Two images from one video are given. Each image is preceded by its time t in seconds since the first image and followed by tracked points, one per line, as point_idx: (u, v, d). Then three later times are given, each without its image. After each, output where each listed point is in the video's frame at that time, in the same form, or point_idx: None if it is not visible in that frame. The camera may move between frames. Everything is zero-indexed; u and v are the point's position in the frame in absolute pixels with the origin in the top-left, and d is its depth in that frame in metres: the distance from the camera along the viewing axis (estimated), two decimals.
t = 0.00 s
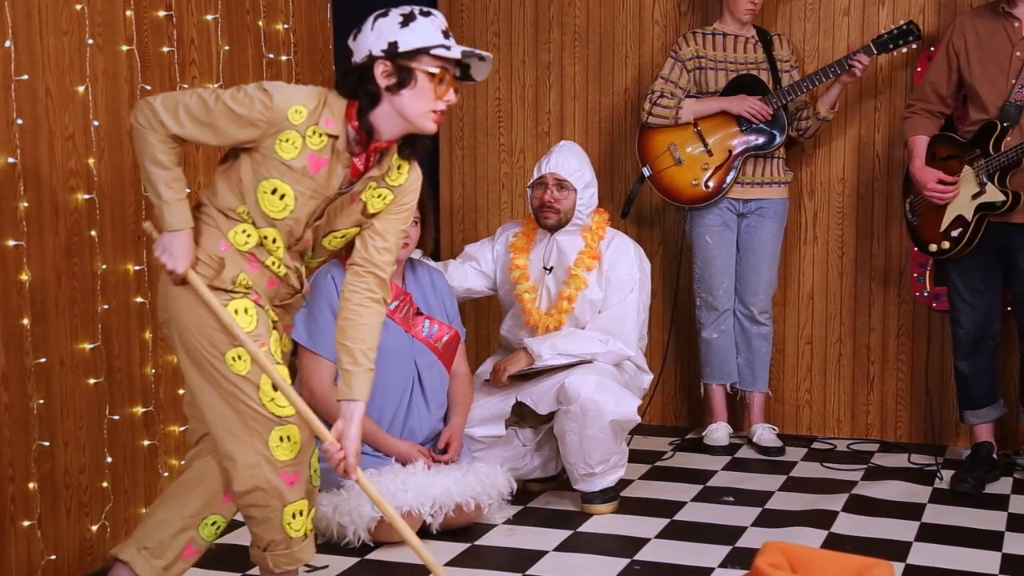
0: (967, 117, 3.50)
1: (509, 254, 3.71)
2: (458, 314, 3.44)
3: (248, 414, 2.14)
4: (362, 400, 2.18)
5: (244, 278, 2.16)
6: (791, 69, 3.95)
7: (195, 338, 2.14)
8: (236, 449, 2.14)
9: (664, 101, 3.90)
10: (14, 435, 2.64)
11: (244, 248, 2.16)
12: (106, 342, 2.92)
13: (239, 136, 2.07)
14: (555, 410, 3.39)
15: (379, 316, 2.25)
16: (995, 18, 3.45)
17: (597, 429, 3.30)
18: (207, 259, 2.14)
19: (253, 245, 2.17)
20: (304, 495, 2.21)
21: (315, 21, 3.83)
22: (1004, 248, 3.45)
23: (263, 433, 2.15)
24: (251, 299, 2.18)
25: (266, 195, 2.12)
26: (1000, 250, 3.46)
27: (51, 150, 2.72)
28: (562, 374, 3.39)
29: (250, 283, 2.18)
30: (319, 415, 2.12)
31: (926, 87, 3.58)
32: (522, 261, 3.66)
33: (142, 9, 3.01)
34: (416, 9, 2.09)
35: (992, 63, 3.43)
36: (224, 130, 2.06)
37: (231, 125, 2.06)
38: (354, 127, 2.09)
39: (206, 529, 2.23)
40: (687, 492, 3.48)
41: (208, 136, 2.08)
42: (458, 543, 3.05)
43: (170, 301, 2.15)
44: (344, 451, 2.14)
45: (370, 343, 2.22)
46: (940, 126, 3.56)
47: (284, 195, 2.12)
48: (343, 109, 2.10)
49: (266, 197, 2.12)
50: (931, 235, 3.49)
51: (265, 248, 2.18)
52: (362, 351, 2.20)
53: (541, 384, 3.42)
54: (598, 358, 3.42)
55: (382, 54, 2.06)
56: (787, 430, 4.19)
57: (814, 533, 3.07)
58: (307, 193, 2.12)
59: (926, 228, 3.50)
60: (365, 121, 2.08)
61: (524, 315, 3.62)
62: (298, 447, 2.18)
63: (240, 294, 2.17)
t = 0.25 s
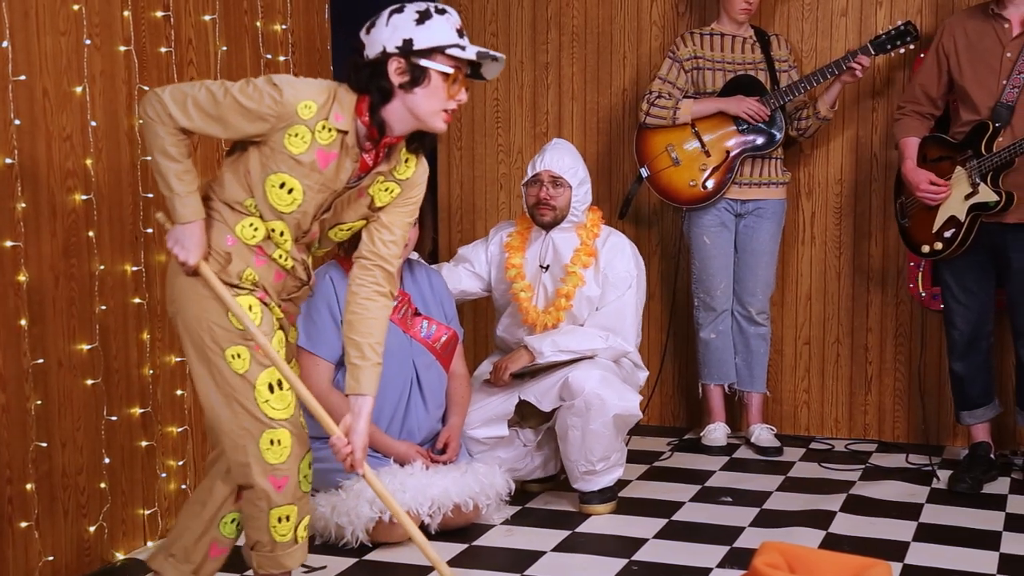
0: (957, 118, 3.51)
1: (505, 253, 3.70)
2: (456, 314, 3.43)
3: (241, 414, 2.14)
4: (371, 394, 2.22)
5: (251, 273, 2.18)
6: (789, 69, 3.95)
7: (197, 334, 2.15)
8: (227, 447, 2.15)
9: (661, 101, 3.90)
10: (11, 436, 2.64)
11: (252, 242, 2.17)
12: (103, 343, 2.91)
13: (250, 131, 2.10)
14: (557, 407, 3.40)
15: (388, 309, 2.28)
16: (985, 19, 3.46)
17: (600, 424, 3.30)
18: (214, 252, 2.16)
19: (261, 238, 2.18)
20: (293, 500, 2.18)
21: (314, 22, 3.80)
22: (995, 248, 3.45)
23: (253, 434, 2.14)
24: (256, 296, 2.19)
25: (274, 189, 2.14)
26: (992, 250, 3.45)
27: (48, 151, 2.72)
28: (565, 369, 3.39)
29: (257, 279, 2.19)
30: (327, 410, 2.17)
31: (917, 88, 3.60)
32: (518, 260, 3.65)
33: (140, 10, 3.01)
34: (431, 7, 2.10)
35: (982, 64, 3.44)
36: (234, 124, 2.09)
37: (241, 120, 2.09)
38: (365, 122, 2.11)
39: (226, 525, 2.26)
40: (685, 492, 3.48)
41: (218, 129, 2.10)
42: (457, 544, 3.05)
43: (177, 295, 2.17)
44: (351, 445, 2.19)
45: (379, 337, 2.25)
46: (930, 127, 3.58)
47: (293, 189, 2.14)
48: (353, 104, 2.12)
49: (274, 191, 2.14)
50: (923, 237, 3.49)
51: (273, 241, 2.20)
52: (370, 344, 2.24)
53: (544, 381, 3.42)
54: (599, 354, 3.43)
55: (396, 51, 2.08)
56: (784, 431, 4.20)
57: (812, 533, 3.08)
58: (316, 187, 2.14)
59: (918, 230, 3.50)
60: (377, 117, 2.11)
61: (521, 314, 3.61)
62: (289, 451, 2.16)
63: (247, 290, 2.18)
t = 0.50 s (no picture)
0: (946, 120, 3.51)
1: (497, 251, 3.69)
2: (452, 315, 3.43)
3: (229, 411, 2.14)
4: (373, 395, 2.17)
5: (247, 269, 2.16)
6: (786, 69, 3.95)
7: (194, 329, 2.16)
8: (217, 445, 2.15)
9: (658, 102, 3.90)
10: (7, 438, 2.63)
11: (250, 237, 2.17)
12: (99, 344, 2.91)
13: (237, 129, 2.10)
14: (562, 403, 3.40)
15: (391, 309, 2.22)
16: (973, 22, 3.46)
17: (606, 418, 3.31)
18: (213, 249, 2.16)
19: (260, 234, 2.17)
20: (279, 502, 2.16)
21: (310, 22, 3.79)
22: (987, 250, 3.45)
23: (240, 432, 2.14)
24: (252, 292, 2.17)
25: (267, 185, 2.14)
26: (984, 250, 3.45)
27: (44, 152, 2.71)
28: (570, 365, 3.39)
29: (254, 275, 2.17)
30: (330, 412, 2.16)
31: (903, 90, 3.60)
32: (511, 258, 3.64)
33: (136, 10, 3.00)
34: None
35: (970, 66, 3.44)
36: (221, 121, 2.09)
37: (228, 117, 2.09)
38: (351, 117, 2.12)
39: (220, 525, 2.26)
40: (681, 494, 3.48)
41: (205, 126, 2.10)
42: (453, 546, 3.05)
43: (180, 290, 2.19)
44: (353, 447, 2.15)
45: (381, 339, 2.20)
46: (916, 129, 3.59)
47: (285, 185, 2.13)
48: (342, 100, 2.13)
49: (268, 187, 2.14)
50: (913, 239, 3.50)
51: (270, 236, 2.18)
52: (372, 344, 2.18)
53: (549, 378, 3.41)
54: (602, 349, 3.45)
55: (380, 44, 2.08)
56: (781, 432, 4.19)
57: (809, 535, 3.07)
58: (308, 183, 2.13)
59: (907, 232, 3.51)
60: (362, 112, 2.11)
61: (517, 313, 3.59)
62: (274, 452, 2.14)
63: (243, 286, 2.17)
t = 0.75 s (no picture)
0: (936, 127, 3.51)
1: (491, 256, 3.69)
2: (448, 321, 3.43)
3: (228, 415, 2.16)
4: (379, 400, 2.15)
5: (249, 272, 2.17)
6: (783, 77, 3.95)
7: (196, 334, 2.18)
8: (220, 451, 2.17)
9: (655, 109, 3.90)
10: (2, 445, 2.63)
11: (252, 241, 2.17)
12: (95, 351, 2.90)
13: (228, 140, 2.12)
14: (566, 407, 3.38)
15: (395, 312, 2.19)
16: (962, 29, 3.47)
17: (608, 420, 3.32)
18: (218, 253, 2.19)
19: (262, 238, 2.18)
20: (269, 510, 2.16)
21: (307, 28, 3.79)
22: (980, 256, 3.45)
23: (235, 435, 2.15)
24: (254, 296, 2.18)
25: (262, 192, 2.14)
26: (977, 256, 3.45)
27: (40, 159, 2.71)
28: (575, 367, 3.39)
29: (256, 278, 2.18)
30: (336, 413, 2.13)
31: (892, 98, 3.60)
32: (505, 263, 3.64)
33: (133, 17, 3.00)
34: (394, 5, 2.02)
35: (960, 74, 3.44)
36: (210, 132, 2.12)
37: (217, 128, 2.11)
38: (334, 127, 2.10)
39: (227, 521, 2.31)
40: (678, 501, 3.47)
41: (196, 136, 2.13)
42: (450, 553, 3.04)
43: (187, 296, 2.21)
44: (361, 452, 2.13)
45: (386, 342, 2.17)
46: (904, 136, 3.59)
47: (278, 193, 2.12)
48: (325, 109, 2.10)
49: (264, 195, 2.13)
50: (905, 248, 3.49)
51: (268, 238, 2.18)
52: (377, 349, 2.16)
53: (554, 381, 3.40)
54: (603, 352, 3.45)
55: (356, 54, 2.02)
56: (778, 439, 4.19)
57: (806, 542, 3.06)
58: (301, 191, 2.13)
59: (899, 242, 3.50)
60: (342, 123, 2.08)
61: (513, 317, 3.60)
62: (267, 458, 2.15)
63: (246, 288, 2.18)
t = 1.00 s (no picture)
0: (933, 133, 3.51)
1: (488, 258, 3.69)
2: (443, 327, 3.44)
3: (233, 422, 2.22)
4: (377, 406, 2.18)
5: (252, 276, 2.25)
6: (780, 83, 3.95)
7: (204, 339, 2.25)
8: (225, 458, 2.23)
9: (653, 113, 3.90)
10: None
11: (252, 244, 2.24)
12: (92, 358, 2.90)
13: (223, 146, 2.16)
14: (569, 409, 3.38)
15: (392, 318, 2.22)
16: (955, 35, 3.47)
17: (609, 421, 3.32)
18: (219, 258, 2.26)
19: (261, 241, 2.24)
20: (274, 517, 2.23)
21: (304, 34, 3.79)
22: (977, 262, 3.45)
23: (241, 441, 2.22)
24: (258, 300, 2.26)
25: (259, 197, 2.19)
26: (975, 261, 3.45)
27: (37, 164, 2.71)
28: (577, 369, 3.41)
29: (260, 282, 2.25)
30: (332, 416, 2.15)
31: (886, 105, 3.61)
32: (502, 264, 3.65)
33: (130, 23, 3.00)
34: (381, 12, 2.03)
35: (954, 80, 3.44)
36: (204, 137, 2.15)
37: (212, 134, 2.15)
38: (325, 132, 2.13)
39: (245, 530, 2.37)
40: (676, 507, 3.47)
41: (189, 142, 2.17)
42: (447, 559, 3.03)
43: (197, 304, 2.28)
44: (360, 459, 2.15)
45: (383, 348, 2.20)
46: (897, 143, 3.59)
47: (274, 198, 2.18)
48: (316, 114, 2.14)
49: (260, 200, 2.19)
50: (902, 254, 3.49)
51: (270, 242, 2.24)
52: (374, 355, 2.19)
53: (557, 384, 3.42)
54: (603, 354, 3.46)
55: (343, 63, 2.04)
56: (776, 445, 4.19)
57: (803, 549, 3.06)
58: (295, 195, 2.18)
59: (895, 249, 3.51)
60: (332, 131, 2.13)
61: (509, 316, 3.60)
62: (271, 464, 2.21)
63: (251, 292, 2.26)
